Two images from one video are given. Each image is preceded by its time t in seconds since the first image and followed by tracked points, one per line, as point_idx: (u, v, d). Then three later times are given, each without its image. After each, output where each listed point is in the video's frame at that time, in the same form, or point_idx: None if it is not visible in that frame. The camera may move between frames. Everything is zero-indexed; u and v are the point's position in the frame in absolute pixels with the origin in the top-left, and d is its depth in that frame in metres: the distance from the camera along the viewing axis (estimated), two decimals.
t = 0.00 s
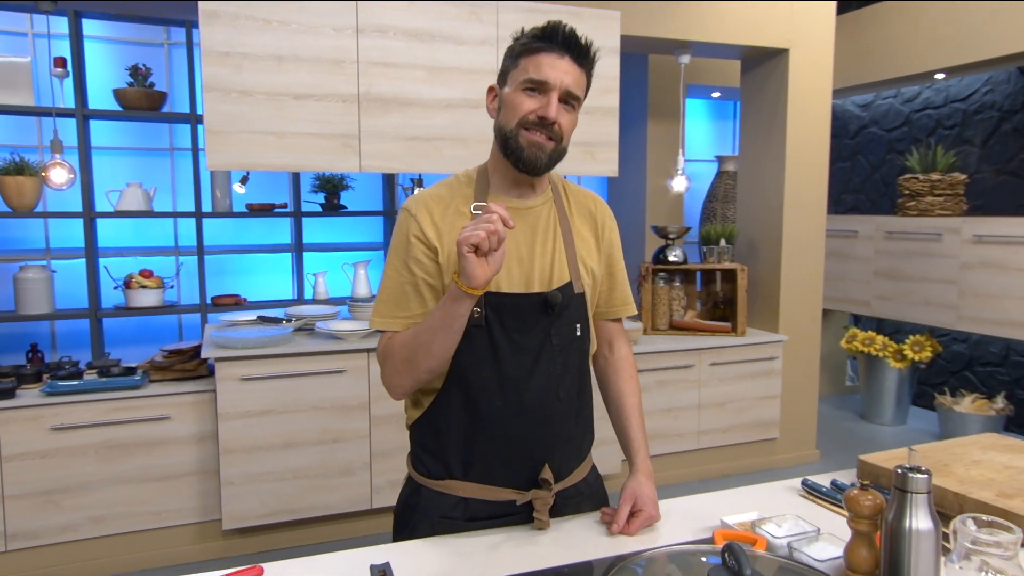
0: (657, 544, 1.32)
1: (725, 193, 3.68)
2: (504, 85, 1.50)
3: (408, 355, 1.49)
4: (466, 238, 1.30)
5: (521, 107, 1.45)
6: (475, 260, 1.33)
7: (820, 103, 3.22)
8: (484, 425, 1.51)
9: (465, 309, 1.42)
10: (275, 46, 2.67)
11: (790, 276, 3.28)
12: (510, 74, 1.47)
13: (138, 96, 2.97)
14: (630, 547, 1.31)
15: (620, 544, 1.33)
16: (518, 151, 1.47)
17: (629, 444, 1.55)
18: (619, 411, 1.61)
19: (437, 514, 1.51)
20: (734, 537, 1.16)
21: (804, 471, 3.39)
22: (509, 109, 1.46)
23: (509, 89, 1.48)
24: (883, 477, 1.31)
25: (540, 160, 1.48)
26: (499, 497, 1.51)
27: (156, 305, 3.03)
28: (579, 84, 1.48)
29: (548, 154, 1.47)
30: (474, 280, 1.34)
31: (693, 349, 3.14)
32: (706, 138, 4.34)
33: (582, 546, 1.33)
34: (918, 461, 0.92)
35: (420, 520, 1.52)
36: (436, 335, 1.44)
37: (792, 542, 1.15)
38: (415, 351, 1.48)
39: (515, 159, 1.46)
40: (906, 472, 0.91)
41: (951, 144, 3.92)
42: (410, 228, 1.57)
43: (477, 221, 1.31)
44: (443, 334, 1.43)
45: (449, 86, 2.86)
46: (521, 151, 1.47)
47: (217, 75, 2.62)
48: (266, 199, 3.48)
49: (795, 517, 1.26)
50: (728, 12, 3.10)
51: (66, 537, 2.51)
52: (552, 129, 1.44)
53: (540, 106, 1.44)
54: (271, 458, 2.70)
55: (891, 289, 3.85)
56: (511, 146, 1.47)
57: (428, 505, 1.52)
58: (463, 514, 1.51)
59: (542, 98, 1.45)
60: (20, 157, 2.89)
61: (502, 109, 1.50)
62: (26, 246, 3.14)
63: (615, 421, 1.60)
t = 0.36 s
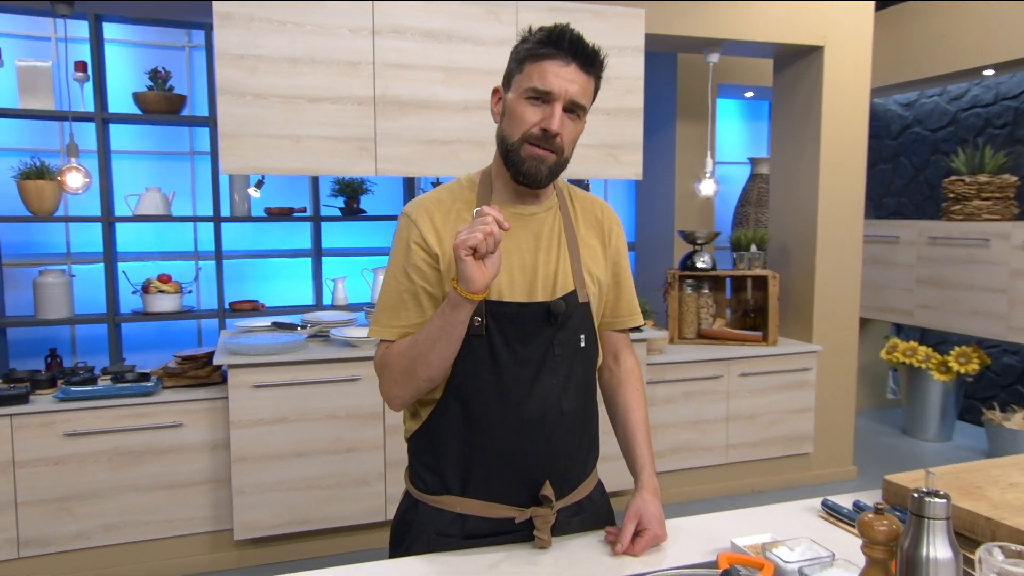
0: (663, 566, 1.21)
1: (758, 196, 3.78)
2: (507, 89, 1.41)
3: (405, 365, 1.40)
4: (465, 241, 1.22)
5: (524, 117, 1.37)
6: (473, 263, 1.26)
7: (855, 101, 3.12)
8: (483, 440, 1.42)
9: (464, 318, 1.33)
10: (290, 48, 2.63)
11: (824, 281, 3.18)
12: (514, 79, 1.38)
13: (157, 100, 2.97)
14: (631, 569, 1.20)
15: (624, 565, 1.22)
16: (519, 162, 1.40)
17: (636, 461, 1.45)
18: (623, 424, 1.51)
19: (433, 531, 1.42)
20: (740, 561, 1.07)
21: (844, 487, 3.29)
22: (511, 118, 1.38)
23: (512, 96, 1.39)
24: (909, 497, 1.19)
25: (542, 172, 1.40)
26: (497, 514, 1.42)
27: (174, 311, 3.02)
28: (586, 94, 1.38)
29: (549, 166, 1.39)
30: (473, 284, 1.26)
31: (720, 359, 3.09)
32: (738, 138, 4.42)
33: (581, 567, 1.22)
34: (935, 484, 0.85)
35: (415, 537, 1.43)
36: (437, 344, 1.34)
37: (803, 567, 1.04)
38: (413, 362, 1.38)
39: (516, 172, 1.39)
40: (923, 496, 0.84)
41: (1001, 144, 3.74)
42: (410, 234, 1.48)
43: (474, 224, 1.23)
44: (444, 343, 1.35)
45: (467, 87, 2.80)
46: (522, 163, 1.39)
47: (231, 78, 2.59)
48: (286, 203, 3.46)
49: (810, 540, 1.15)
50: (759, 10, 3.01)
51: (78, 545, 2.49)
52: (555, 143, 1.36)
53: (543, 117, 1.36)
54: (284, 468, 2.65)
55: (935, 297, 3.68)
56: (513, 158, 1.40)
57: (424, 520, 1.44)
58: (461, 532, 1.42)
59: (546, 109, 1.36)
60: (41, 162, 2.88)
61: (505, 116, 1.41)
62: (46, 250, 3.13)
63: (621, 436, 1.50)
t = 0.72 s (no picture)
0: None
1: (791, 204, 3.71)
2: (505, 95, 1.33)
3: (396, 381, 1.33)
4: (452, 250, 1.15)
5: (521, 124, 1.29)
6: (463, 274, 1.18)
7: (888, 105, 3.01)
8: (479, 459, 1.33)
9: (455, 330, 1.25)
10: (302, 54, 2.58)
11: (858, 291, 3.06)
12: (512, 85, 1.31)
13: (174, 106, 2.97)
14: None
15: None
16: (516, 171, 1.31)
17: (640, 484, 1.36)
18: (628, 443, 1.43)
19: (426, 553, 1.34)
20: None
21: (879, 509, 3.15)
22: (508, 125, 1.30)
23: (510, 102, 1.31)
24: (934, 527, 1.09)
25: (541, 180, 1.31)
26: (493, 537, 1.34)
27: (189, 319, 3.01)
28: (586, 99, 1.30)
29: (548, 174, 1.30)
30: (462, 296, 1.19)
31: (749, 373, 2.98)
32: (773, 142, 4.38)
33: None
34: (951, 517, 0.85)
35: (408, 560, 1.35)
36: (427, 358, 1.27)
37: None
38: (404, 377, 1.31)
39: (514, 180, 1.31)
40: (937, 529, 0.84)
41: None
42: (403, 244, 1.40)
43: (463, 233, 1.16)
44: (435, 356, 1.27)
45: (483, 92, 2.73)
46: (520, 172, 1.31)
47: (242, 84, 2.54)
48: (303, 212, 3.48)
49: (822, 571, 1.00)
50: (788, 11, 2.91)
51: (87, 558, 2.44)
52: (554, 150, 1.28)
53: (541, 124, 1.28)
54: (295, 481, 2.59)
55: (978, 308, 3.51)
56: (511, 167, 1.32)
57: (418, 541, 1.36)
58: (456, 555, 1.34)
59: (544, 116, 1.28)
60: (59, 169, 2.87)
61: (503, 123, 1.33)
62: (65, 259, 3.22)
63: (626, 455, 1.42)
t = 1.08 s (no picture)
0: None
1: (817, 210, 3.60)
2: (486, 104, 1.26)
3: (375, 403, 1.26)
4: (444, 289, 1.06)
5: (503, 132, 1.22)
6: (452, 314, 1.09)
7: (917, 106, 2.88)
8: (461, 479, 1.26)
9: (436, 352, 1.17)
10: (306, 59, 2.53)
11: (885, 302, 2.93)
12: (493, 93, 1.24)
13: (182, 113, 2.96)
14: None
15: None
16: (499, 181, 1.23)
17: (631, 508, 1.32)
18: (622, 463, 1.37)
19: None
20: None
21: (908, 531, 3.00)
22: (489, 133, 1.23)
23: (492, 110, 1.24)
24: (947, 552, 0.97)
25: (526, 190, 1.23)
26: (475, 562, 1.26)
27: (196, 329, 2.97)
28: (572, 104, 1.22)
29: (533, 183, 1.22)
30: (449, 336, 1.10)
31: (770, 387, 2.86)
32: (799, 146, 4.26)
33: None
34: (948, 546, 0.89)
35: None
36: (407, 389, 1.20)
37: None
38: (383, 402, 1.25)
39: (497, 189, 1.22)
40: (933, 563, 0.88)
41: None
42: (385, 256, 1.33)
43: (455, 272, 1.07)
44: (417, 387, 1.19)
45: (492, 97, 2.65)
46: (503, 182, 1.22)
47: (245, 90, 2.49)
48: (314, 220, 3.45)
49: None
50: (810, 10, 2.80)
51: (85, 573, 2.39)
52: (539, 157, 1.20)
53: (524, 130, 1.20)
54: (296, 496, 2.52)
55: (1015, 320, 3.35)
56: (493, 177, 1.24)
57: (398, 565, 1.29)
58: None
59: (527, 121, 1.20)
60: (66, 177, 2.85)
61: (485, 131, 1.26)
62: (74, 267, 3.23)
63: (619, 475, 1.37)
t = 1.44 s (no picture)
0: None
1: (842, 212, 3.47)
2: (461, 102, 1.17)
3: (358, 415, 1.15)
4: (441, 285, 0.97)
5: (483, 123, 1.12)
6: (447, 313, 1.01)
7: (944, 103, 2.74)
8: (438, 502, 1.17)
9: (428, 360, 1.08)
10: (304, 61, 2.45)
11: (911, 308, 2.78)
12: (469, 87, 1.15)
13: (183, 117, 2.91)
14: None
15: None
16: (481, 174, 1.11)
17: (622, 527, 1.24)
18: (612, 480, 1.29)
19: None
20: None
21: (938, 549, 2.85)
22: (467, 126, 1.12)
23: (468, 105, 1.15)
24: None
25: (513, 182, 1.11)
26: None
27: (199, 337, 2.92)
28: (550, 93, 1.14)
29: (519, 171, 1.10)
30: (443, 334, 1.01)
31: (789, 397, 2.73)
32: (824, 145, 4.11)
33: None
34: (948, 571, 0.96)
35: None
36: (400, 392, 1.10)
37: None
38: (368, 412, 1.13)
39: (482, 180, 1.10)
40: None
41: None
42: (360, 263, 1.23)
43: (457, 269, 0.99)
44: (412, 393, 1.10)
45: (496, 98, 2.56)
46: (486, 175, 1.10)
47: (241, 94, 2.42)
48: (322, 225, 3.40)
49: None
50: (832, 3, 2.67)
51: None
52: (524, 142, 1.09)
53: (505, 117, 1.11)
54: (296, 510, 2.45)
55: None
56: (476, 171, 1.11)
57: None
58: None
59: (506, 110, 1.11)
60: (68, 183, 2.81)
61: (462, 132, 1.16)
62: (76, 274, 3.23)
63: (609, 493, 1.28)
